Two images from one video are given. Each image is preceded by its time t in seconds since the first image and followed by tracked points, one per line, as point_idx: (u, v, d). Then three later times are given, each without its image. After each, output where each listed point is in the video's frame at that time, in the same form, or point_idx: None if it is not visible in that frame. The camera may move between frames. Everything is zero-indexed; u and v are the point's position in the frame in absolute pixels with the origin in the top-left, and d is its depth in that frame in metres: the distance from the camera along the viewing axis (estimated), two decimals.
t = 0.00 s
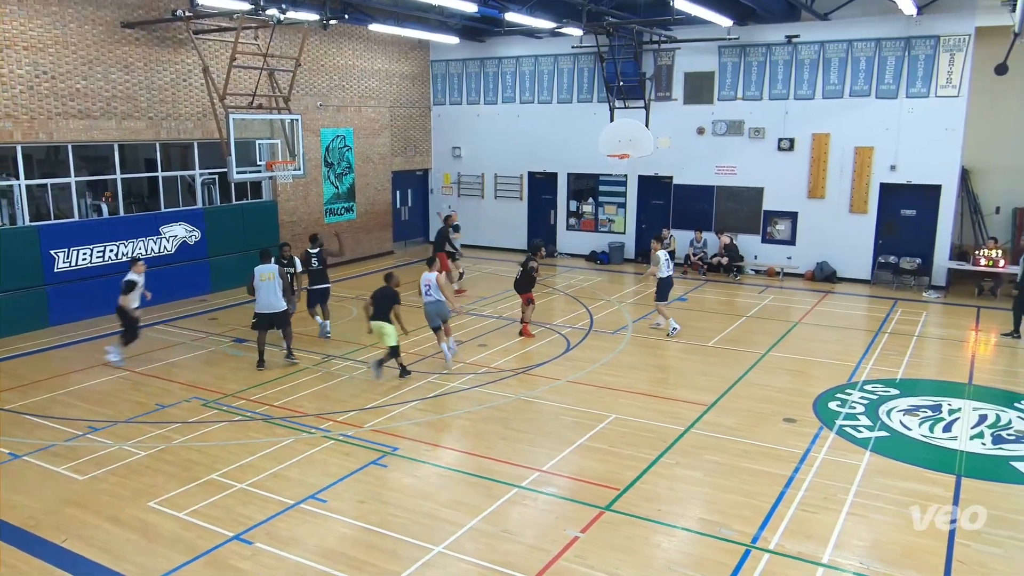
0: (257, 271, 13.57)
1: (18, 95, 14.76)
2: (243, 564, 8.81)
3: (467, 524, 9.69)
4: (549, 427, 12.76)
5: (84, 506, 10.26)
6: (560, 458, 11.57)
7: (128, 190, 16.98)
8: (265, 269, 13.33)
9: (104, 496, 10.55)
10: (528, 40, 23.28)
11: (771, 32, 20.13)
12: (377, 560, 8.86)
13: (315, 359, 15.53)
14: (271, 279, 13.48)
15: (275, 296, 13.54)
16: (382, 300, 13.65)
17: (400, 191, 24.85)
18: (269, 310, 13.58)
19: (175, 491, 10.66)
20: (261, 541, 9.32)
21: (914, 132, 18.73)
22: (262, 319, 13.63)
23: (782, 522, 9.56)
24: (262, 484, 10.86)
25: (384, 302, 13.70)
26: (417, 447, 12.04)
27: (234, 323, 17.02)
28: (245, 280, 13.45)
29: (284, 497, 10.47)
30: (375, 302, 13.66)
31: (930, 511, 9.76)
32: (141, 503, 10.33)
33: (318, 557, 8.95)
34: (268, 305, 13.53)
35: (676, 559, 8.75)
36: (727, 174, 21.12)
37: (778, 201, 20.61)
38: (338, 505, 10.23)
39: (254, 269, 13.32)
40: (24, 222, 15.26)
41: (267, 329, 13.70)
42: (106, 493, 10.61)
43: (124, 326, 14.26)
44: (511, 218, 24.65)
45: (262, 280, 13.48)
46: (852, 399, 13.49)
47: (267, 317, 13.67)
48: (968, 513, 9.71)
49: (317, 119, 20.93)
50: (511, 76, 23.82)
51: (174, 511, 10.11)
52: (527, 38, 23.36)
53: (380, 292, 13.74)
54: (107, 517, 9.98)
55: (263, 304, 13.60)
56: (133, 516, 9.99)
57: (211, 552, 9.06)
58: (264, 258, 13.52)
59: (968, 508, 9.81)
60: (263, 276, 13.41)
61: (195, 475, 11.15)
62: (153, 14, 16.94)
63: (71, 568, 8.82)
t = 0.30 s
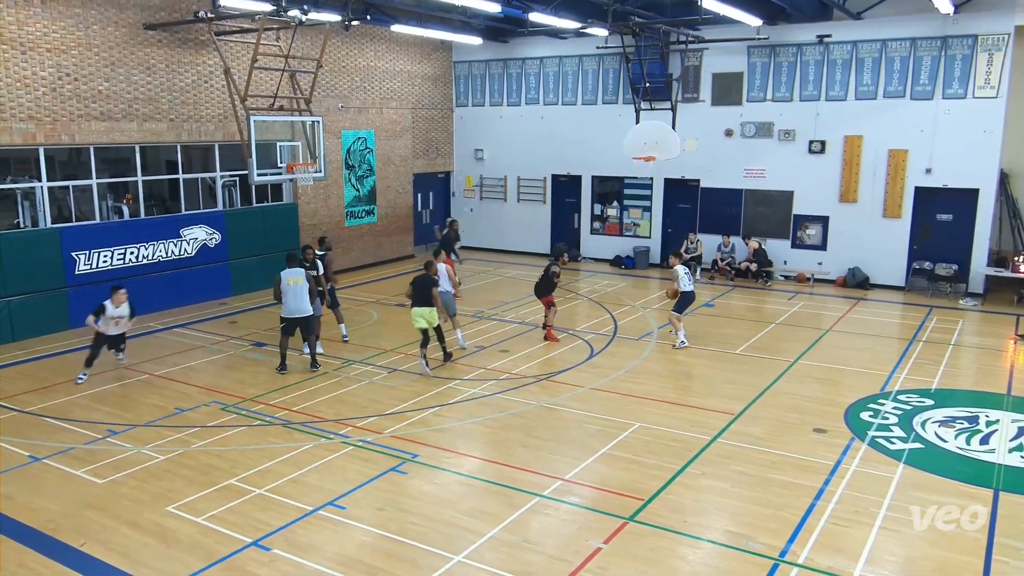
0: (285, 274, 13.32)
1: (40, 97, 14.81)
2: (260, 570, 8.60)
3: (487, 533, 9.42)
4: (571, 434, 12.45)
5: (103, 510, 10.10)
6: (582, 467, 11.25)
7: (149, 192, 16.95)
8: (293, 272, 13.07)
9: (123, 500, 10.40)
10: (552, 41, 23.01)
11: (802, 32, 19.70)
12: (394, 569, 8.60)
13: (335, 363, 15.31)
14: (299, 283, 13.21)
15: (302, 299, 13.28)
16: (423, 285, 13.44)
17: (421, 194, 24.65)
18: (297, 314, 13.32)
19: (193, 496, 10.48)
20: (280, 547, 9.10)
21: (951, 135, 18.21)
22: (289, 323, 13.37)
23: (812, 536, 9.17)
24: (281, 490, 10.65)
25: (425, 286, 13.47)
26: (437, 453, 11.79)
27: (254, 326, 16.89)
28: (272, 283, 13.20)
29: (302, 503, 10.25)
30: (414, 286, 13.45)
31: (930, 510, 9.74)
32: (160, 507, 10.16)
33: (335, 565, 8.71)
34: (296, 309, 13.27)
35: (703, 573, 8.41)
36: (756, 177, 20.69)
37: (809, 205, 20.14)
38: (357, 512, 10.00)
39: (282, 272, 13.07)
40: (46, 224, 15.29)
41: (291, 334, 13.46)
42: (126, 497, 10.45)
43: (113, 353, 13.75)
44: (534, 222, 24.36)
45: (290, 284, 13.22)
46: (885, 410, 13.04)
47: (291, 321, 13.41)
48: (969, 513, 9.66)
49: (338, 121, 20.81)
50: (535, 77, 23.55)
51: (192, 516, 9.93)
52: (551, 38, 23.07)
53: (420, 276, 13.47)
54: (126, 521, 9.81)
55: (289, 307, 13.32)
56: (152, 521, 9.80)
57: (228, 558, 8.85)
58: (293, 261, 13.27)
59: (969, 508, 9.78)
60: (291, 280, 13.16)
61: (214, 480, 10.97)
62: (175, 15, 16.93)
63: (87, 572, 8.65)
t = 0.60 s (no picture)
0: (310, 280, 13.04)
1: (70, 100, 14.91)
2: None
3: (515, 547, 9.00)
4: (602, 447, 11.97)
5: (128, 516, 9.86)
6: (615, 481, 10.78)
7: (177, 195, 16.99)
8: (317, 278, 12.77)
9: (148, 506, 10.15)
10: (586, 41, 22.59)
11: (846, 32, 19.08)
12: None
13: (361, 371, 14.97)
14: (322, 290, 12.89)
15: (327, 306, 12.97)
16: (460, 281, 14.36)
17: (451, 199, 24.33)
18: (321, 321, 13.01)
19: (217, 505, 10.19)
20: (304, 558, 8.78)
21: (1003, 138, 17.47)
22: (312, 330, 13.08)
23: (856, 557, 8.61)
24: (306, 499, 10.33)
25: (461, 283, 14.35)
26: (464, 464, 11.38)
27: (281, 332, 16.67)
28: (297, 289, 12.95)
29: (327, 513, 9.92)
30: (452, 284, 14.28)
31: (931, 511, 9.69)
32: (184, 515, 9.89)
33: None
34: (319, 316, 12.97)
35: None
36: (798, 182, 20.05)
37: (853, 211, 19.46)
38: (382, 523, 9.63)
39: (305, 279, 12.79)
40: (75, 228, 15.41)
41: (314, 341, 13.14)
42: (151, 504, 10.20)
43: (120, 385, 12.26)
44: (566, 228, 23.90)
45: (314, 290, 12.93)
46: (933, 426, 12.37)
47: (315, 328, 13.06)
48: (989, 522, 9.38)
49: (367, 124, 20.62)
50: (569, 79, 23.16)
51: (217, 524, 9.64)
52: (586, 39, 22.66)
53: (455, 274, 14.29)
54: (150, 528, 9.55)
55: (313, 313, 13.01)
56: (176, 529, 9.53)
57: (251, 569, 8.54)
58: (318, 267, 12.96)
59: (1008, 524, 9.31)
60: (314, 286, 12.86)
61: (238, 488, 10.68)
62: (203, 18, 17.00)
63: None
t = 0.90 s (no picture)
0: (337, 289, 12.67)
1: (104, 104, 14.95)
2: None
3: (552, 567, 8.47)
4: (641, 464, 11.37)
5: (158, 527, 9.50)
6: (656, 499, 10.18)
7: (210, 200, 16.90)
8: (343, 286, 12.42)
9: (178, 516, 9.79)
10: (629, 42, 22.02)
11: (903, 31, 18.30)
12: None
13: (394, 382, 14.49)
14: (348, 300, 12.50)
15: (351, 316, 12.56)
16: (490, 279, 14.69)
17: (489, 205, 23.89)
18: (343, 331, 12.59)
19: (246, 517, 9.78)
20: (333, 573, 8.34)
21: None
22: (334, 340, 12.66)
23: None
24: (337, 512, 9.89)
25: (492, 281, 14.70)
26: (498, 479, 10.86)
27: (314, 341, 16.34)
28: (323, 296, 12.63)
29: (358, 527, 9.47)
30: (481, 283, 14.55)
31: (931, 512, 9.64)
32: (213, 526, 9.51)
33: None
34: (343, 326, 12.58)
35: None
36: (851, 188, 19.25)
37: (910, 220, 18.60)
38: (414, 538, 9.17)
39: (332, 286, 12.41)
40: (109, 233, 15.44)
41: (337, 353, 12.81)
42: (181, 514, 9.84)
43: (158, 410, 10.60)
44: (607, 236, 23.31)
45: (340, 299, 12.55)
46: (995, 447, 11.57)
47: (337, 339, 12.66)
48: None
49: (403, 127, 20.33)
50: (610, 81, 22.61)
51: (246, 536, 9.24)
52: (629, 40, 22.12)
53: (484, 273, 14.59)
54: (179, 539, 9.18)
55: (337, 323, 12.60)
56: (204, 540, 9.15)
57: None
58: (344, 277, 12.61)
59: None
60: (340, 295, 12.48)
61: (268, 500, 10.27)
62: (239, 20, 16.85)
63: None
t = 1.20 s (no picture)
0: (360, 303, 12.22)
1: (141, 107, 14.80)
2: None
3: None
4: (689, 485, 10.65)
5: (189, 541, 9.02)
6: (704, 523, 9.48)
7: (245, 207, 16.59)
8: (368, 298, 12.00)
9: (210, 530, 9.31)
10: (679, 42, 21.35)
11: (972, 30, 17.42)
12: None
13: (431, 397, 13.89)
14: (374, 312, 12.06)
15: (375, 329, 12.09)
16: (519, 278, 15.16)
17: (530, 212, 23.30)
18: (369, 345, 12.10)
19: (278, 532, 9.25)
20: None
21: None
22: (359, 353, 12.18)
23: None
24: (371, 529, 9.33)
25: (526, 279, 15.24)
26: (539, 498, 10.23)
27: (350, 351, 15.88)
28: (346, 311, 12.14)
29: (392, 545, 8.91)
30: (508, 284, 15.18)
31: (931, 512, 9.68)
32: (244, 541, 9.02)
33: None
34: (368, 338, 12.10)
35: None
36: (914, 196, 18.33)
37: (978, 230, 17.65)
38: (451, 559, 8.59)
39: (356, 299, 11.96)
40: (143, 239, 15.24)
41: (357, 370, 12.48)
42: (212, 528, 9.35)
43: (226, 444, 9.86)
44: (653, 245, 22.57)
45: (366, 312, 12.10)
46: None
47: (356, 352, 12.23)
48: None
49: (443, 132, 19.91)
50: (658, 84, 21.93)
51: (278, 553, 8.74)
52: (678, 41, 21.48)
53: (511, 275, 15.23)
54: (210, 554, 8.71)
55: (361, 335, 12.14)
56: (236, 556, 8.66)
57: None
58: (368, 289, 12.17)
59: None
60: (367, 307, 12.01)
61: (299, 515, 9.73)
62: (277, 22, 16.54)
63: None
